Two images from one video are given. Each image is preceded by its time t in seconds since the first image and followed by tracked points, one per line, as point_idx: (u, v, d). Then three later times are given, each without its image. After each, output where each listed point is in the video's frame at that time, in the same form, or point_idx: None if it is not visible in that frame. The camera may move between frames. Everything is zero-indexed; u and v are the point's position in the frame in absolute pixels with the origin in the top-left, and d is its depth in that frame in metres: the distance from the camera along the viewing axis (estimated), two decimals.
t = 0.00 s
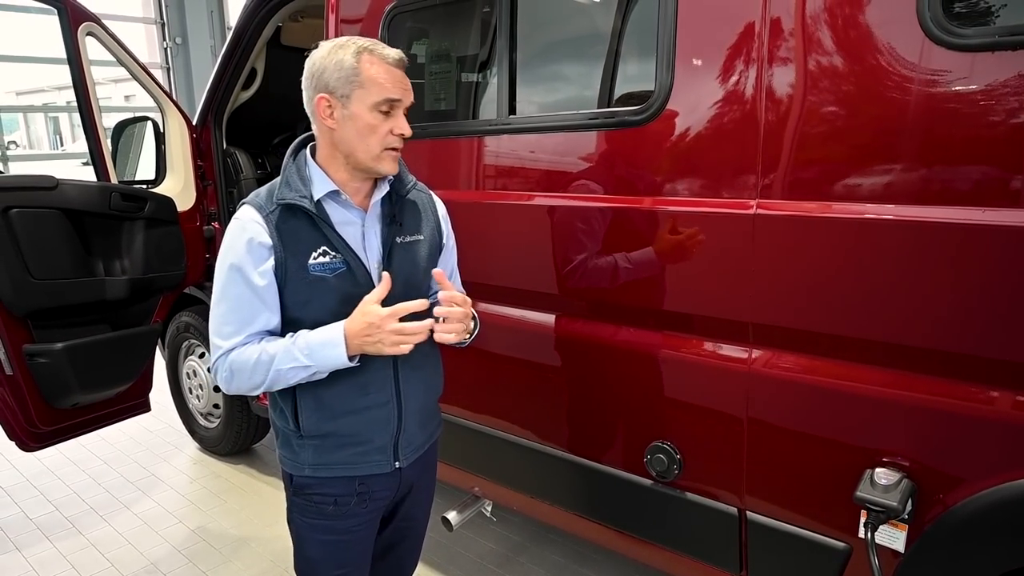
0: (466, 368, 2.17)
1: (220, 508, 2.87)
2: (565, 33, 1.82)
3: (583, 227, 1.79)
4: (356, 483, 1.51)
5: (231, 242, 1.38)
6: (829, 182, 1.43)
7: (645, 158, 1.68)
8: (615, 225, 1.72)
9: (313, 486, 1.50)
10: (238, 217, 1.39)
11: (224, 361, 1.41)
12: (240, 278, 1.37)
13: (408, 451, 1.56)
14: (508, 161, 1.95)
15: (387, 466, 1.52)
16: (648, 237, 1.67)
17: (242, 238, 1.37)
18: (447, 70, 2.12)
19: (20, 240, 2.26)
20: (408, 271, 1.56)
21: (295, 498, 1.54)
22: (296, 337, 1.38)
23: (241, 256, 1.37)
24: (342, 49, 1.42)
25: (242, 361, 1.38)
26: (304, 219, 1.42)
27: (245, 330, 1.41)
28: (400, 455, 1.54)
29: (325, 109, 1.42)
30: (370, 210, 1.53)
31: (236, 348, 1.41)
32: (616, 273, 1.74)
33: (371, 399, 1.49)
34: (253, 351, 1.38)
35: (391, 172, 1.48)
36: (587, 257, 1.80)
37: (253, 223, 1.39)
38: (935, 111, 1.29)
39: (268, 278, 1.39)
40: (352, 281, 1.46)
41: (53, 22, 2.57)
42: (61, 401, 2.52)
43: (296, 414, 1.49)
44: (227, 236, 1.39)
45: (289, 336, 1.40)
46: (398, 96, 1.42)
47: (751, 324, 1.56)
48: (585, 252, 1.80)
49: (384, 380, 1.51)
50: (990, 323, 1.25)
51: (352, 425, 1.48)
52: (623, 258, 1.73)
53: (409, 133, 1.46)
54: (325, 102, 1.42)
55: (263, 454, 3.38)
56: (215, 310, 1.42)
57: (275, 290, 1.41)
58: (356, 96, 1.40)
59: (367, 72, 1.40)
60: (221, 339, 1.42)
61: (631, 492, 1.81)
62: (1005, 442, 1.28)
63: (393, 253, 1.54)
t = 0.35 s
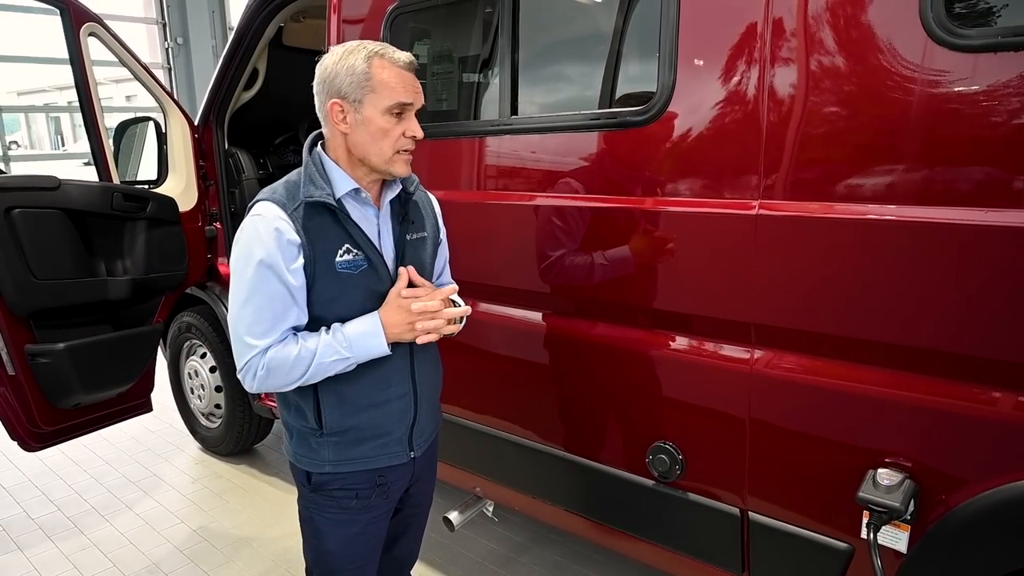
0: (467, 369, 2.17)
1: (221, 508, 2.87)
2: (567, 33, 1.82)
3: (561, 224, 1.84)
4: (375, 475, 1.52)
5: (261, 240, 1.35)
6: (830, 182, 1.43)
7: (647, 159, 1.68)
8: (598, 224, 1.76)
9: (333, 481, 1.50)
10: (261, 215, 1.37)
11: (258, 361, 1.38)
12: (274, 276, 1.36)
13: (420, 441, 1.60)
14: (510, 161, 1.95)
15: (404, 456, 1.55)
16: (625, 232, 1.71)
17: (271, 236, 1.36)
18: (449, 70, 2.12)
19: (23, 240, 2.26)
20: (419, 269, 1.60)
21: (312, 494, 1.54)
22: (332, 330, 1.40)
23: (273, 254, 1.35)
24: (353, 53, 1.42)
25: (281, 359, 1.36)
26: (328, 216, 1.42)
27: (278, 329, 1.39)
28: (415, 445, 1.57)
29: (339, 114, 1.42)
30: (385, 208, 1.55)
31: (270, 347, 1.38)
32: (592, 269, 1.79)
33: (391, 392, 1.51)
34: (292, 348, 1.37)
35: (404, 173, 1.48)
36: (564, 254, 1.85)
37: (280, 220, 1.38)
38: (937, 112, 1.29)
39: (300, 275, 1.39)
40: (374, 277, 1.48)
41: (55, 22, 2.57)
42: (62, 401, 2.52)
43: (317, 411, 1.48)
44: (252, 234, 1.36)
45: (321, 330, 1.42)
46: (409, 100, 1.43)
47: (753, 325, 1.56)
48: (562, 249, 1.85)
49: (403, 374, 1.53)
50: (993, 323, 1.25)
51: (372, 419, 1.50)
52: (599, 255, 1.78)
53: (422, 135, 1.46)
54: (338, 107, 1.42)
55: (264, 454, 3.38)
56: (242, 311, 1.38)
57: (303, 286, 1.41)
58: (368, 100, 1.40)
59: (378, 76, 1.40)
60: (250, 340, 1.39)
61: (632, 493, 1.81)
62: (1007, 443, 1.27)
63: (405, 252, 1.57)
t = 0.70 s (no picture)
0: (468, 369, 2.16)
1: (223, 508, 2.87)
2: (568, 32, 1.82)
3: (557, 223, 1.84)
4: (380, 469, 1.52)
5: (268, 237, 1.35)
6: (832, 182, 1.43)
7: (648, 159, 1.68)
8: (597, 220, 1.75)
9: (339, 477, 1.50)
10: (265, 214, 1.37)
11: (268, 358, 1.38)
12: (282, 273, 1.36)
13: (425, 435, 1.59)
14: (511, 161, 1.95)
15: (409, 451, 1.55)
16: (619, 230, 1.72)
17: (278, 232, 1.36)
18: (451, 70, 2.12)
19: (24, 239, 2.26)
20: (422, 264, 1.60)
21: (317, 491, 1.54)
22: (340, 326, 1.41)
23: (280, 251, 1.35)
24: (341, 53, 1.42)
25: (291, 355, 1.36)
26: (330, 212, 1.42)
27: (286, 325, 1.39)
28: (420, 439, 1.57)
29: (330, 114, 1.43)
30: (386, 203, 1.55)
31: (279, 343, 1.38)
32: (587, 267, 1.79)
33: (395, 386, 1.52)
34: (301, 344, 1.37)
35: (398, 169, 1.48)
36: (559, 252, 1.85)
37: (284, 217, 1.37)
38: (939, 111, 1.28)
39: (306, 271, 1.39)
40: (379, 271, 1.48)
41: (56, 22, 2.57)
42: (64, 400, 2.52)
43: (323, 407, 1.48)
44: (258, 232, 1.36)
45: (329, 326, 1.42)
46: (398, 96, 1.42)
47: (755, 325, 1.56)
48: (558, 247, 1.85)
49: (406, 367, 1.54)
50: (995, 323, 1.25)
51: (378, 414, 1.50)
52: (595, 254, 1.77)
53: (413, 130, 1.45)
54: (329, 107, 1.43)
55: (266, 453, 3.38)
56: (250, 308, 1.38)
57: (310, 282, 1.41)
58: (356, 99, 1.40)
59: (365, 74, 1.40)
60: (259, 336, 1.39)
61: (634, 492, 1.81)
62: (1010, 444, 1.27)
63: (408, 247, 1.58)
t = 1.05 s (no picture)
0: (478, 369, 2.17)
1: (234, 505, 2.88)
2: (580, 32, 1.82)
3: (566, 224, 1.84)
4: (388, 468, 1.52)
5: (272, 234, 1.36)
6: (845, 182, 1.41)
7: (659, 159, 1.68)
8: (608, 224, 1.75)
9: (346, 474, 1.51)
10: (270, 211, 1.38)
11: (273, 353, 1.39)
12: (285, 269, 1.37)
13: (434, 434, 1.59)
14: (523, 161, 1.95)
15: (417, 449, 1.54)
16: (629, 232, 1.71)
17: (282, 229, 1.37)
18: (462, 70, 2.12)
19: (41, 237, 2.28)
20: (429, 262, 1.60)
21: (325, 488, 1.54)
22: (344, 323, 1.41)
23: (283, 247, 1.36)
24: (335, 54, 1.43)
25: (294, 351, 1.37)
26: (335, 210, 1.43)
27: (291, 320, 1.40)
28: (429, 438, 1.57)
29: (328, 116, 1.46)
30: (394, 202, 1.55)
31: (284, 338, 1.39)
32: (599, 267, 1.78)
33: (402, 383, 1.52)
34: (306, 340, 1.38)
35: (396, 168, 1.46)
36: (570, 254, 1.85)
37: (289, 215, 1.38)
38: (954, 111, 1.27)
39: (310, 268, 1.39)
40: (385, 269, 1.48)
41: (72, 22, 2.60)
42: (79, 397, 2.53)
43: (330, 404, 1.49)
44: (263, 229, 1.38)
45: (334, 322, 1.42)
46: (388, 94, 1.41)
47: (766, 326, 1.55)
48: (568, 248, 1.85)
49: (413, 365, 1.54)
50: (1011, 326, 1.23)
51: (385, 411, 1.50)
52: (606, 253, 1.77)
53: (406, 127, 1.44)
54: (326, 108, 1.45)
55: (277, 451, 3.40)
56: (256, 303, 1.39)
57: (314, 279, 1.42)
58: (347, 100, 1.41)
59: (356, 74, 1.40)
60: (264, 331, 1.40)
61: (644, 493, 1.81)
62: None
63: (416, 245, 1.57)
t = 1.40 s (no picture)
0: (495, 369, 2.17)
1: (252, 502, 2.91)
2: (598, 32, 1.81)
3: (596, 224, 1.81)
4: (395, 468, 1.52)
5: (280, 232, 1.39)
6: (867, 183, 1.39)
7: (678, 159, 1.67)
8: (629, 222, 1.73)
9: (354, 473, 1.52)
10: (280, 210, 1.41)
11: (277, 346, 1.42)
12: (290, 266, 1.39)
13: (444, 436, 1.58)
14: (541, 161, 1.95)
15: (426, 451, 1.54)
16: (655, 232, 1.69)
17: (289, 227, 1.39)
18: (480, 70, 2.12)
19: (64, 236, 2.32)
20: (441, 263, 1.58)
21: (335, 487, 1.56)
22: (349, 322, 1.41)
23: (288, 245, 1.39)
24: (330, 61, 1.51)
25: (296, 346, 1.39)
26: (344, 209, 1.44)
27: (295, 316, 1.42)
28: (437, 440, 1.56)
29: (331, 120, 1.53)
30: (405, 203, 1.56)
31: (287, 334, 1.41)
32: (633, 267, 1.75)
33: (409, 384, 1.51)
34: (308, 336, 1.39)
35: (392, 162, 1.47)
36: (603, 255, 1.81)
37: (297, 214, 1.41)
38: (978, 111, 1.25)
39: (315, 266, 1.41)
40: (391, 269, 1.48)
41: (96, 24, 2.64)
42: (101, 393, 2.56)
43: (338, 402, 1.50)
44: (272, 226, 1.41)
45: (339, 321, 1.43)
46: (370, 91, 1.44)
47: (785, 328, 1.53)
48: (601, 250, 1.82)
49: (420, 366, 1.53)
50: None
51: (392, 411, 1.50)
52: (638, 252, 1.74)
53: (392, 121, 1.44)
54: (329, 113, 1.52)
55: (295, 449, 3.43)
56: (263, 298, 1.43)
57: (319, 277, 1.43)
58: (339, 102, 1.47)
59: (342, 75, 1.45)
60: (269, 326, 1.43)
61: (659, 495, 1.80)
62: None
63: (428, 244, 1.57)
